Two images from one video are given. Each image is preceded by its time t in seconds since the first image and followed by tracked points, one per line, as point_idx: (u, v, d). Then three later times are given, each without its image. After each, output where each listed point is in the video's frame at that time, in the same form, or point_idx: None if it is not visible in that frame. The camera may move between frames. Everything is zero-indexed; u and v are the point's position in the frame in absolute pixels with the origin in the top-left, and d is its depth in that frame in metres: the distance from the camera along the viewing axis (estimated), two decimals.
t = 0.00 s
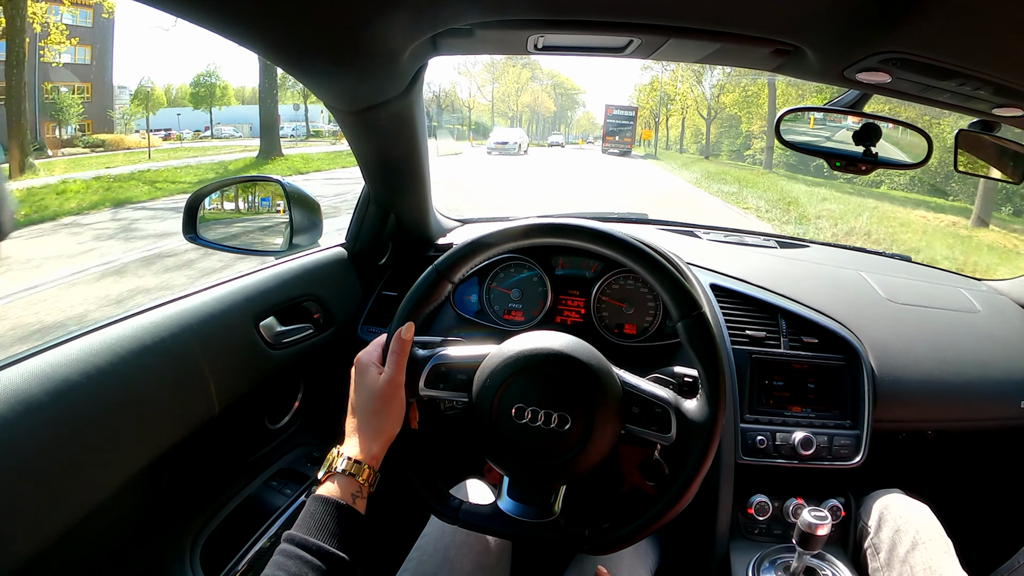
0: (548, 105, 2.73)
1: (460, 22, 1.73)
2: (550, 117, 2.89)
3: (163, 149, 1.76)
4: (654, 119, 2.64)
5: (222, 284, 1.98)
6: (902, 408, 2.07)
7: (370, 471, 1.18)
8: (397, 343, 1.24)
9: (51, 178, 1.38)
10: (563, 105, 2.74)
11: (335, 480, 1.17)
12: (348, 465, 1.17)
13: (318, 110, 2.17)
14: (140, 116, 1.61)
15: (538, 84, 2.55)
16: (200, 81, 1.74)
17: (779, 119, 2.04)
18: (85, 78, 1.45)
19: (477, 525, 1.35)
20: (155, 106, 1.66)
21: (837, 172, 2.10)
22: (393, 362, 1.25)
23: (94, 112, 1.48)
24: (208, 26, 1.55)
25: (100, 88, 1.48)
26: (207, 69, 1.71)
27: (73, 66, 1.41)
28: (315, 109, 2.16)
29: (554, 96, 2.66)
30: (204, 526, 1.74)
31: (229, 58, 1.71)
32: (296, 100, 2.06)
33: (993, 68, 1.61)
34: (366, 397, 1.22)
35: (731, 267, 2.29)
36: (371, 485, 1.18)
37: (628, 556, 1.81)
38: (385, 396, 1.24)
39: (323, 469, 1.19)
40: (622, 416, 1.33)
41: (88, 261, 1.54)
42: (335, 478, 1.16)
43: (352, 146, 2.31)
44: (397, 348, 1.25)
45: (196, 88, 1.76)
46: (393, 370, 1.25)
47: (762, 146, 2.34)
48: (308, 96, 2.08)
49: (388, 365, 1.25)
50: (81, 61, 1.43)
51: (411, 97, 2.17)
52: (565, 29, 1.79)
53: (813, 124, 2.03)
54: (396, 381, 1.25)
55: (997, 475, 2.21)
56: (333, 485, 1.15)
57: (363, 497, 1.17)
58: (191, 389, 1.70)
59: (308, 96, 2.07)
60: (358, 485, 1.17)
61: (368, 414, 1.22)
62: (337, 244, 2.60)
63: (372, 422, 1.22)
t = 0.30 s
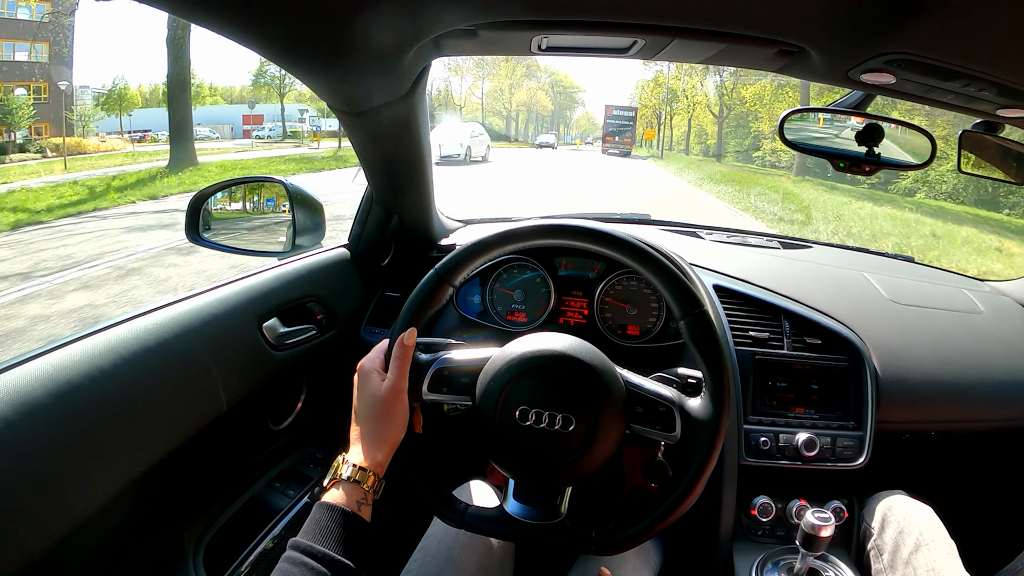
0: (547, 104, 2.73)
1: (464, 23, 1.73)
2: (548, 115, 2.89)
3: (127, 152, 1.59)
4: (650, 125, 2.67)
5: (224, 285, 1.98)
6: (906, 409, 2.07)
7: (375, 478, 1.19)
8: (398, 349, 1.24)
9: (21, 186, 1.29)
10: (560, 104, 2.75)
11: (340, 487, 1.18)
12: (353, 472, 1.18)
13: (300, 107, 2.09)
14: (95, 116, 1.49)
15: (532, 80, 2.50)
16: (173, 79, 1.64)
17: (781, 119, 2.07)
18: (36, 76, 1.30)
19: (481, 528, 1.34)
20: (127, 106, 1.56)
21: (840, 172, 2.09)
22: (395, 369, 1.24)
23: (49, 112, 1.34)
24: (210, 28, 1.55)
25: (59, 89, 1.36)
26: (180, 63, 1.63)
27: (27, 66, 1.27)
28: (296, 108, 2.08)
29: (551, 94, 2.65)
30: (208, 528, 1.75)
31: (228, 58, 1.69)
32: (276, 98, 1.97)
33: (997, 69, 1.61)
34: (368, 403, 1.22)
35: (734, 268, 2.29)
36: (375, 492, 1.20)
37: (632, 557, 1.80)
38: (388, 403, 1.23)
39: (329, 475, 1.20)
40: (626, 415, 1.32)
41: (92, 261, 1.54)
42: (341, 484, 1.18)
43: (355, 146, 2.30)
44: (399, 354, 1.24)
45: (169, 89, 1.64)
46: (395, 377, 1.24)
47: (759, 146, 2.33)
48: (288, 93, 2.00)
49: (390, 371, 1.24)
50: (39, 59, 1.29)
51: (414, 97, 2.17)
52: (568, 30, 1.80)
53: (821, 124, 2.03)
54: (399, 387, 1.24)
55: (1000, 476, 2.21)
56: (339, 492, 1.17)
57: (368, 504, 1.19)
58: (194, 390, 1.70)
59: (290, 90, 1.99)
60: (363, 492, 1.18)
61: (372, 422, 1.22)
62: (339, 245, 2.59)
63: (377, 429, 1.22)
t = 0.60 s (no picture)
0: (544, 104, 2.75)
1: (465, 25, 1.73)
2: (546, 115, 2.92)
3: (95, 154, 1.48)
4: (648, 127, 2.69)
5: (228, 286, 1.99)
6: (907, 410, 2.07)
7: (380, 484, 1.20)
8: (402, 355, 1.24)
9: None
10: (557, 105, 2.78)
11: (345, 493, 1.19)
12: (359, 478, 1.19)
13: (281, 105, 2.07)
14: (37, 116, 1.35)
15: (530, 79, 2.48)
16: (144, 78, 1.56)
17: (786, 120, 2.05)
18: None
19: (487, 530, 1.34)
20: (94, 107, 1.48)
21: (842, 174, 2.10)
22: (398, 375, 1.25)
23: None
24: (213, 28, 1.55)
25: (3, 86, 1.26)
26: (153, 60, 1.55)
27: None
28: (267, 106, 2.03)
29: (548, 93, 2.67)
30: (211, 527, 1.75)
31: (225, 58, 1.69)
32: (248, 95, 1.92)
33: (999, 71, 1.61)
34: (371, 410, 1.23)
35: (736, 269, 2.29)
36: (380, 499, 1.20)
37: (634, 558, 1.81)
38: (391, 410, 1.24)
39: (334, 481, 1.21)
40: (630, 414, 1.33)
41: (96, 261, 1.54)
42: (346, 491, 1.19)
43: (357, 146, 2.31)
44: (402, 360, 1.25)
45: (142, 87, 1.57)
46: (398, 383, 1.25)
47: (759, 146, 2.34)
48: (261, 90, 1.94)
49: (393, 378, 1.25)
50: None
51: (419, 98, 2.17)
52: (569, 32, 1.80)
53: (828, 125, 2.03)
54: (401, 393, 1.26)
55: (1001, 477, 2.22)
56: (344, 498, 1.18)
57: (372, 510, 1.20)
58: (197, 390, 1.71)
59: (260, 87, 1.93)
60: (369, 499, 1.19)
61: (376, 429, 1.23)
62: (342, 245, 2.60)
63: (381, 436, 1.23)
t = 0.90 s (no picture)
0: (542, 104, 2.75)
1: (463, 25, 1.73)
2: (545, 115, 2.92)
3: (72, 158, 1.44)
4: (645, 126, 2.69)
5: (226, 286, 1.99)
6: (906, 411, 2.07)
7: (378, 489, 1.19)
8: (397, 360, 1.25)
9: None
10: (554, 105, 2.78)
11: (343, 498, 1.18)
12: (357, 484, 1.18)
13: (266, 107, 1.99)
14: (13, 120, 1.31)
15: (529, 79, 2.46)
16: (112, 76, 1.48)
17: (785, 120, 2.05)
18: None
19: (488, 531, 1.34)
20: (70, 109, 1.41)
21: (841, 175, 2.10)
22: (395, 381, 1.25)
23: None
24: (210, 28, 1.55)
25: None
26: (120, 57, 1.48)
27: None
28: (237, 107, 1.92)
29: (545, 91, 2.63)
30: (210, 528, 1.75)
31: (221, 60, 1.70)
32: (217, 96, 1.85)
33: (998, 71, 1.61)
34: (369, 416, 1.23)
35: (735, 270, 2.29)
36: (380, 504, 1.19)
37: (633, 559, 1.80)
38: (389, 414, 1.24)
39: (332, 486, 1.20)
40: (628, 413, 1.33)
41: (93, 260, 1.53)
42: (345, 496, 1.18)
43: (355, 146, 2.31)
44: (398, 365, 1.25)
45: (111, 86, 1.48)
46: (396, 389, 1.25)
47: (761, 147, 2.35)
48: (229, 88, 1.85)
49: (390, 384, 1.25)
50: None
51: (419, 98, 2.17)
52: (568, 32, 1.80)
53: (831, 125, 2.02)
54: (399, 399, 1.26)
55: (1001, 479, 2.22)
56: (343, 503, 1.17)
57: (372, 516, 1.19)
58: (195, 390, 1.71)
59: (227, 85, 1.84)
60: (367, 504, 1.18)
61: (374, 435, 1.22)
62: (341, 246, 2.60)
63: (379, 442, 1.22)
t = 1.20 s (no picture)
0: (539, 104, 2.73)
1: (459, 25, 1.72)
2: (543, 116, 2.89)
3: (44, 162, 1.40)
4: (645, 127, 2.62)
5: (224, 286, 1.98)
6: (904, 411, 2.07)
7: (376, 490, 1.20)
8: (395, 361, 1.25)
9: None
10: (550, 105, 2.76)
11: (341, 499, 1.19)
12: (354, 484, 1.18)
13: (244, 107, 1.95)
14: None
15: (524, 77, 2.46)
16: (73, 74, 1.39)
17: (783, 121, 2.07)
18: None
19: (485, 532, 1.34)
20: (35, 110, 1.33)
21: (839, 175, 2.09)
22: (393, 381, 1.25)
23: None
24: (204, 26, 1.55)
25: None
26: (83, 55, 1.39)
27: None
28: (205, 107, 1.82)
29: (541, 91, 2.65)
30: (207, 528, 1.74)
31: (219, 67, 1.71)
32: (182, 96, 1.73)
33: (995, 72, 1.62)
34: (367, 416, 1.23)
35: (733, 270, 2.29)
36: (376, 505, 1.20)
37: (630, 560, 1.80)
38: (387, 416, 1.24)
39: (330, 488, 1.21)
40: (625, 413, 1.33)
41: (89, 259, 1.53)
42: (342, 497, 1.19)
43: (353, 147, 2.31)
44: (396, 366, 1.25)
45: (76, 85, 1.41)
46: (393, 390, 1.24)
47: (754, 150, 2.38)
48: (194, 89, 1.75)
49: (387, 385, 1.25)
50: None
51: (415, 98, 2.17)
52: (566, 33, 1.80)
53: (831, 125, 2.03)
54: (397, 399, 1.25)
55: (998, 479, 2.22)
56: (340, 504, 1.18)
57: (369, 516, 1.20)
58: (191, 390, 1.70)
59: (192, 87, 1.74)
60: (364, 505, 1.19)
61: (371, 436, 1.23)
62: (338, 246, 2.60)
63: (377, 443, 1.22)
